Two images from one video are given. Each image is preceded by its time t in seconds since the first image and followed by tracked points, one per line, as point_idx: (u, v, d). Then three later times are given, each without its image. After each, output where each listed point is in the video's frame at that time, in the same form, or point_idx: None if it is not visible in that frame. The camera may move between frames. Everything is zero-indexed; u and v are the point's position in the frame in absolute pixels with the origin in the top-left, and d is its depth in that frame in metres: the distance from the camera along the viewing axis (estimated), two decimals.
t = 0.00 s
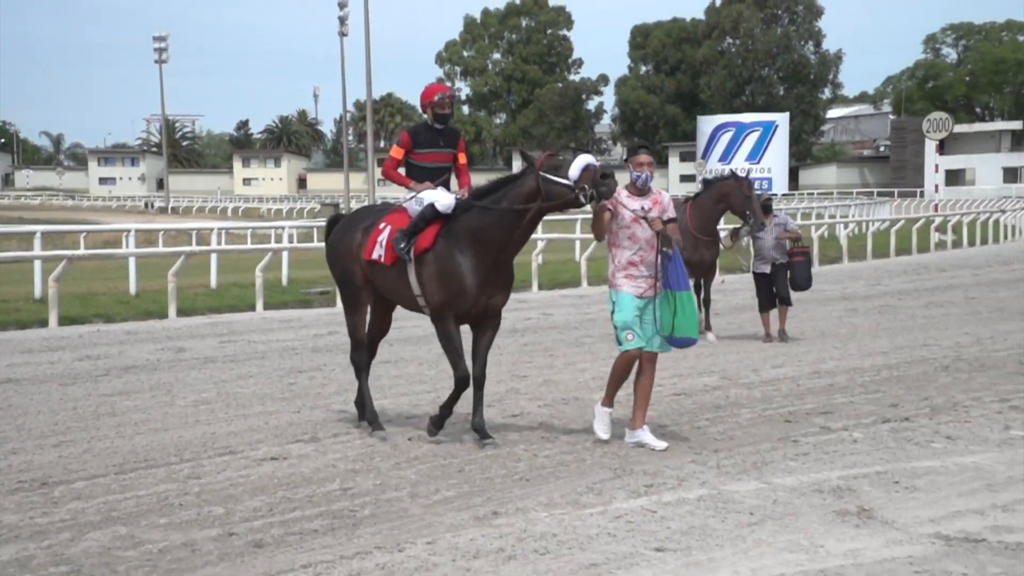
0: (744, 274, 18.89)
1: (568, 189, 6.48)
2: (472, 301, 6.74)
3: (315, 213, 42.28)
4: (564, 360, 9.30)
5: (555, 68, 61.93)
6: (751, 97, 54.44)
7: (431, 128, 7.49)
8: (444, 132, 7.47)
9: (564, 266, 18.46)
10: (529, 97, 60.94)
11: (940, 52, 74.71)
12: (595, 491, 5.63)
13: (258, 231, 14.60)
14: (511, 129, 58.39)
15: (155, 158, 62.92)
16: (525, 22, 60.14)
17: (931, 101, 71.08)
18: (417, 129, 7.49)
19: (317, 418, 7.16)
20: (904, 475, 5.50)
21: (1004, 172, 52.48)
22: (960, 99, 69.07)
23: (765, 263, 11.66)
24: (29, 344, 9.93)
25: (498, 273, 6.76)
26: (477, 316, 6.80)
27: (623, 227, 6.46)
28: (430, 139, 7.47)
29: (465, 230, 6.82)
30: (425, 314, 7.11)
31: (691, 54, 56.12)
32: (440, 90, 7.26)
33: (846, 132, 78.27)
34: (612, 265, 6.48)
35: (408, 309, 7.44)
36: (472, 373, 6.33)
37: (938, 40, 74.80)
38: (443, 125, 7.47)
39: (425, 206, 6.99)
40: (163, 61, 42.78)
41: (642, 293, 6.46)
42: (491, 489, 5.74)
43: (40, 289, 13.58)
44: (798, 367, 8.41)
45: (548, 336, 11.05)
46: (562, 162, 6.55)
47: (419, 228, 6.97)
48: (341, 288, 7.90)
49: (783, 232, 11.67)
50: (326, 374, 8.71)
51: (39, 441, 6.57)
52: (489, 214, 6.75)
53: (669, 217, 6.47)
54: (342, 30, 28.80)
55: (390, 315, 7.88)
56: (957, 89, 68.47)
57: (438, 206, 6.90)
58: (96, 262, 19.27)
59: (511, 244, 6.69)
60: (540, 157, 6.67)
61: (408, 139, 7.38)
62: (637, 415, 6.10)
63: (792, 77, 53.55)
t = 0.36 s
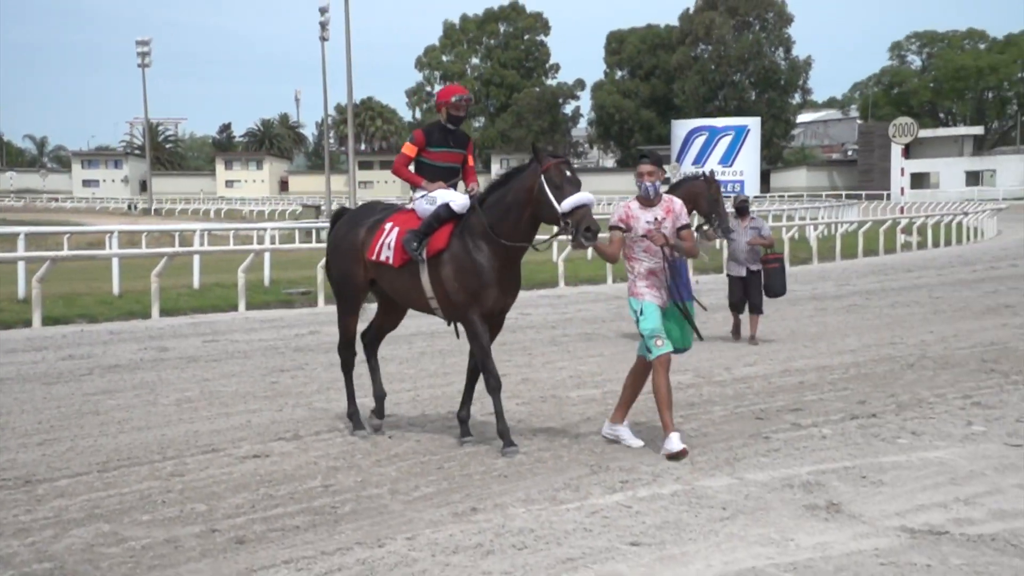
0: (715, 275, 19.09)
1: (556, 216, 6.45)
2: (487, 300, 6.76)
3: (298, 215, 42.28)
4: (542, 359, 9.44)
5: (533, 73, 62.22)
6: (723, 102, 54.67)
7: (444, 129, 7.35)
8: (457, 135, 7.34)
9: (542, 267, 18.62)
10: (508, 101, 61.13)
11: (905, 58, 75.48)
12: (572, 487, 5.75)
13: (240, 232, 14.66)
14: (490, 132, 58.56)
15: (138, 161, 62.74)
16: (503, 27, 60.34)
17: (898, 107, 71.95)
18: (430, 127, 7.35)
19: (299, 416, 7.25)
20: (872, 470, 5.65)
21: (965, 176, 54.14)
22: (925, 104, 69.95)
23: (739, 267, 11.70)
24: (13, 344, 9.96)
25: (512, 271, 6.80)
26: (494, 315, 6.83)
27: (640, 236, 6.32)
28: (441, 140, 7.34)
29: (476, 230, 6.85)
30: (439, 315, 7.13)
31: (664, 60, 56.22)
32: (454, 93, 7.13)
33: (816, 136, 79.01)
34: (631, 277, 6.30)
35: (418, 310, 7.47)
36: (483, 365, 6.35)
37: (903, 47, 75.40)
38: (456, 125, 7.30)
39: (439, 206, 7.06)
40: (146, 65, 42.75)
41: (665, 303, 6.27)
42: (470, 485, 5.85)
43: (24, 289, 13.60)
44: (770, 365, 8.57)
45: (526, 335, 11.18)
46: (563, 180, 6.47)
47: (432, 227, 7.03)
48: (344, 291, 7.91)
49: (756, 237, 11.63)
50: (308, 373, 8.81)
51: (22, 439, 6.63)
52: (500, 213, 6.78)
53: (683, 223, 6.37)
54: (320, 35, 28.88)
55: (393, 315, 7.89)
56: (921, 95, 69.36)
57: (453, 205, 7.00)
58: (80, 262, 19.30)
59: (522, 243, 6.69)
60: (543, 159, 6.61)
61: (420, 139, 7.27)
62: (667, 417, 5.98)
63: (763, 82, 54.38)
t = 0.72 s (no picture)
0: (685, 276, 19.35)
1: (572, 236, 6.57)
2: (503, 300, 6.80)
3: (281, 216, 42.41)
4: (520, 359, 9.62)
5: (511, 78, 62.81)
6: (696, 107, 55.01)
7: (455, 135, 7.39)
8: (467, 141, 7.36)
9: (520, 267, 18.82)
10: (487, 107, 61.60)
11: (869, 65, 76.39)
12: (549, 481, 5.91)
13: (225, 232, 14.78)
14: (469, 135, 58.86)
15: (123, 163, 62.70)
16: (482, 33, 60.84)
17: (863, 112, 72.92)
18: (440, 134, 7.40)
19: (282, 413, 7.38)
20: (838, 463, 5.83)
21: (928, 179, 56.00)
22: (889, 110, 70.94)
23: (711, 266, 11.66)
24: None
25: (528, 273, 6.84)
26: (508, 317, 6.85)
27: (646, 234, 6.33)
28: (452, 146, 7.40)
29: (494, 231, 6.92)
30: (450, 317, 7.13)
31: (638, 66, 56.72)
32: (463, 99, 7.15)
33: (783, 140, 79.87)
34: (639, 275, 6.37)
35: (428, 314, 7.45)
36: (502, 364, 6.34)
37: (867, 55, 76.24)
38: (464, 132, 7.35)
39: (451, 209, 7.10)
40: (131, 69, 42.79)
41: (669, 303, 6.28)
42: (450, 480, 6.00)
43: (9, 289, 13.66)
44: (742, 363, 8.76)
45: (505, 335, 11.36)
46: (584, 205, 6.54)
47: (445, 230, 7.06)
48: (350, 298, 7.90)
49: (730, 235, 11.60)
50: (292, 371, 8.94)
51: (10, 436, 6.74)
52: (519, 214, 6.85)
53: (693, 220, 6.28)
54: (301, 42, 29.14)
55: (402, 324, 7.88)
56: (885, 101, 70.34)
57: (467, 207, 7.05)
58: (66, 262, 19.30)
59: (540, 245, 6.77)
60: (566, 175, 6.65)
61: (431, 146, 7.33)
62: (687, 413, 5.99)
63: (734, 88, 54.53)
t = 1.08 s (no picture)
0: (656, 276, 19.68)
1: (588, 213, 6.38)
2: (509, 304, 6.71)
3: (265, 219, 42.68)
4: (499, 357, 9.84)
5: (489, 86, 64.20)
6: (667, 114, 55.38)
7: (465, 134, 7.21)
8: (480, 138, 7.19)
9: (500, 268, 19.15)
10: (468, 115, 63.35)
11: (832, 74, 77.41)
12: (526, 475, 6.12)
13: (210, 232, 14.96)
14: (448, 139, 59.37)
15: (109, 166, 62.86)
16: (461, 41, 62.72)
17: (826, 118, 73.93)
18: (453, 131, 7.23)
19: (267, 410, 7.56)
20: (803, 456, 6.06)
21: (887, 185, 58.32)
22: (851, 117, 72.04)
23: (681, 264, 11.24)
24: None
25: (535, 275, 6.74)
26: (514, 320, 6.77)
27: (666, 242, 6.26)
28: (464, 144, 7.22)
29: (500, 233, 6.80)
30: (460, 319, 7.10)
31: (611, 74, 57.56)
32: (470, 97, 7.02)
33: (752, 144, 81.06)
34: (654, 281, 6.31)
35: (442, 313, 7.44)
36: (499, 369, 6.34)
37: (830, 63, 77.21)
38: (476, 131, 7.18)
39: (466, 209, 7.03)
40: (118, 75, 43.09)
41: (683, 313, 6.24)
42: (430, 474, 6.20)
43: None
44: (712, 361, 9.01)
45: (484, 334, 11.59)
46: (589, 177, 6.42)
47: (456, 231, 7.02)
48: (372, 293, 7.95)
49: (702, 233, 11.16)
50: (276, 368, 9.11)
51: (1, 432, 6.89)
52: (523, 216, 6.71)
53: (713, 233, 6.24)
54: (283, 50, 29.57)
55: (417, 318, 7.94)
56: (846, 108, 71.36)
57: (480, 209, 6.97)
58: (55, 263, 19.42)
59: (546, 246, 6.62)
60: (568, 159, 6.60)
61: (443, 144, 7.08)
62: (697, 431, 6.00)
63: (704, 95, 54.73)
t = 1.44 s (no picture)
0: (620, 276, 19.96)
1: (602, 212, 6.47)
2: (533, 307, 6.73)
3: (242, 221, 42.65)
4: (470, 355, 10.05)
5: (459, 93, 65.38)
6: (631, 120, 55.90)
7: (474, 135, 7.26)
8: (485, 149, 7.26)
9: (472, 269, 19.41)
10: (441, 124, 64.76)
11: (789, 82, 78.20)
12: (496, 469, 6.33)
13: (187, 234, 15.07)
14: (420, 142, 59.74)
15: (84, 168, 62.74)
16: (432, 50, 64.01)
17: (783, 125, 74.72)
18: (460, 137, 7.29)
19: (243, 407, 7.72)
20: (762, 448, 6.30)
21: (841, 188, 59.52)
22: (806, 125, 72.55)
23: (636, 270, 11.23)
24: None
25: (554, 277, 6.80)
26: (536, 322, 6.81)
27: (677, 242, 6.22)
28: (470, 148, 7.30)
29: (515, 236, 6.82)
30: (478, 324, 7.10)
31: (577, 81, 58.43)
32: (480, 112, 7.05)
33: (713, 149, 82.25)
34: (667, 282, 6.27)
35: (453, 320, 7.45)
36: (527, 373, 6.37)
37: (786, 72, 78.02)
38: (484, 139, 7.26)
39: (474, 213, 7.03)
40: (96, 81, 43.22)
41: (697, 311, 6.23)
42: (403, 469, 6.39)
43: None
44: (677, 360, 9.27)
45: (456, 333, 11.81)
46: (597, 172, 6.52)
47: (467, 236, 6.99)
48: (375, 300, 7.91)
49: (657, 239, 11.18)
50: (251, 366, 9.27)
51: None
52: (537, 218, 6.75)
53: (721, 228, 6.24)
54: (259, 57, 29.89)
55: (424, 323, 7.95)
56: (802, 115, 71.73)
57: (489, 211, 7.00)
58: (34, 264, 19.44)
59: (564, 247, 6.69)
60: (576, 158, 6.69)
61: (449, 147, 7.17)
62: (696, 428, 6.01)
63: (666, 102, 54.47)
